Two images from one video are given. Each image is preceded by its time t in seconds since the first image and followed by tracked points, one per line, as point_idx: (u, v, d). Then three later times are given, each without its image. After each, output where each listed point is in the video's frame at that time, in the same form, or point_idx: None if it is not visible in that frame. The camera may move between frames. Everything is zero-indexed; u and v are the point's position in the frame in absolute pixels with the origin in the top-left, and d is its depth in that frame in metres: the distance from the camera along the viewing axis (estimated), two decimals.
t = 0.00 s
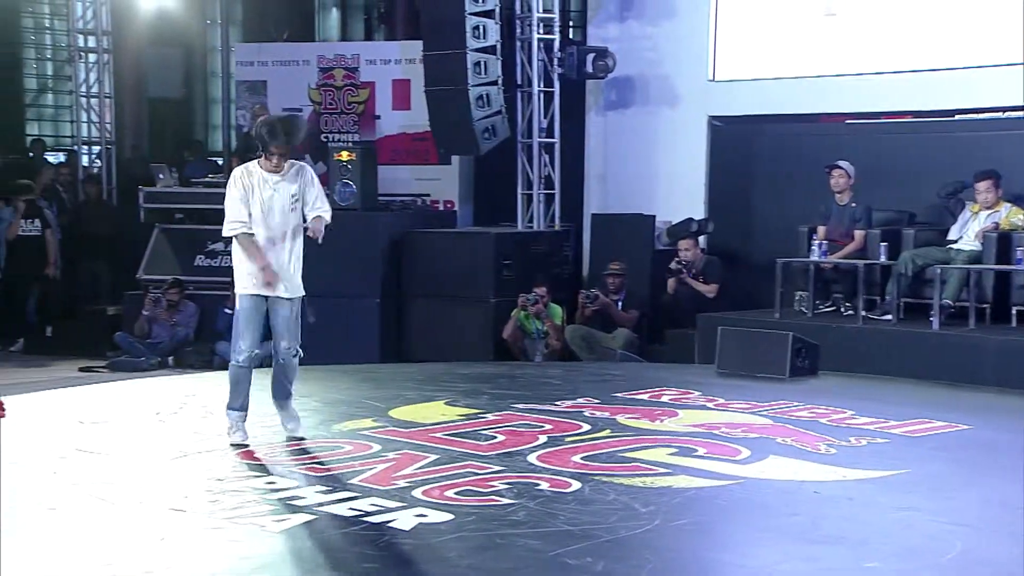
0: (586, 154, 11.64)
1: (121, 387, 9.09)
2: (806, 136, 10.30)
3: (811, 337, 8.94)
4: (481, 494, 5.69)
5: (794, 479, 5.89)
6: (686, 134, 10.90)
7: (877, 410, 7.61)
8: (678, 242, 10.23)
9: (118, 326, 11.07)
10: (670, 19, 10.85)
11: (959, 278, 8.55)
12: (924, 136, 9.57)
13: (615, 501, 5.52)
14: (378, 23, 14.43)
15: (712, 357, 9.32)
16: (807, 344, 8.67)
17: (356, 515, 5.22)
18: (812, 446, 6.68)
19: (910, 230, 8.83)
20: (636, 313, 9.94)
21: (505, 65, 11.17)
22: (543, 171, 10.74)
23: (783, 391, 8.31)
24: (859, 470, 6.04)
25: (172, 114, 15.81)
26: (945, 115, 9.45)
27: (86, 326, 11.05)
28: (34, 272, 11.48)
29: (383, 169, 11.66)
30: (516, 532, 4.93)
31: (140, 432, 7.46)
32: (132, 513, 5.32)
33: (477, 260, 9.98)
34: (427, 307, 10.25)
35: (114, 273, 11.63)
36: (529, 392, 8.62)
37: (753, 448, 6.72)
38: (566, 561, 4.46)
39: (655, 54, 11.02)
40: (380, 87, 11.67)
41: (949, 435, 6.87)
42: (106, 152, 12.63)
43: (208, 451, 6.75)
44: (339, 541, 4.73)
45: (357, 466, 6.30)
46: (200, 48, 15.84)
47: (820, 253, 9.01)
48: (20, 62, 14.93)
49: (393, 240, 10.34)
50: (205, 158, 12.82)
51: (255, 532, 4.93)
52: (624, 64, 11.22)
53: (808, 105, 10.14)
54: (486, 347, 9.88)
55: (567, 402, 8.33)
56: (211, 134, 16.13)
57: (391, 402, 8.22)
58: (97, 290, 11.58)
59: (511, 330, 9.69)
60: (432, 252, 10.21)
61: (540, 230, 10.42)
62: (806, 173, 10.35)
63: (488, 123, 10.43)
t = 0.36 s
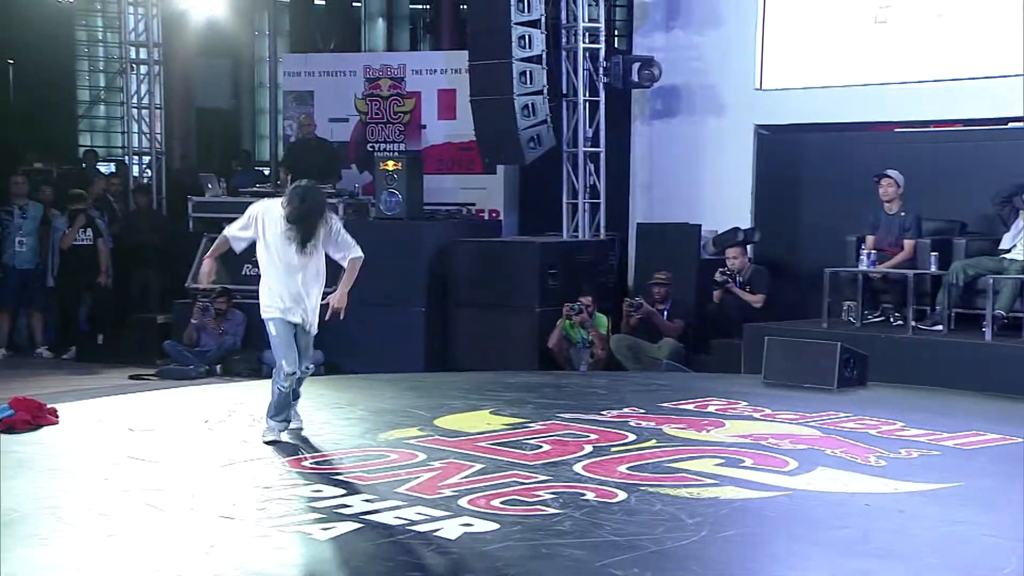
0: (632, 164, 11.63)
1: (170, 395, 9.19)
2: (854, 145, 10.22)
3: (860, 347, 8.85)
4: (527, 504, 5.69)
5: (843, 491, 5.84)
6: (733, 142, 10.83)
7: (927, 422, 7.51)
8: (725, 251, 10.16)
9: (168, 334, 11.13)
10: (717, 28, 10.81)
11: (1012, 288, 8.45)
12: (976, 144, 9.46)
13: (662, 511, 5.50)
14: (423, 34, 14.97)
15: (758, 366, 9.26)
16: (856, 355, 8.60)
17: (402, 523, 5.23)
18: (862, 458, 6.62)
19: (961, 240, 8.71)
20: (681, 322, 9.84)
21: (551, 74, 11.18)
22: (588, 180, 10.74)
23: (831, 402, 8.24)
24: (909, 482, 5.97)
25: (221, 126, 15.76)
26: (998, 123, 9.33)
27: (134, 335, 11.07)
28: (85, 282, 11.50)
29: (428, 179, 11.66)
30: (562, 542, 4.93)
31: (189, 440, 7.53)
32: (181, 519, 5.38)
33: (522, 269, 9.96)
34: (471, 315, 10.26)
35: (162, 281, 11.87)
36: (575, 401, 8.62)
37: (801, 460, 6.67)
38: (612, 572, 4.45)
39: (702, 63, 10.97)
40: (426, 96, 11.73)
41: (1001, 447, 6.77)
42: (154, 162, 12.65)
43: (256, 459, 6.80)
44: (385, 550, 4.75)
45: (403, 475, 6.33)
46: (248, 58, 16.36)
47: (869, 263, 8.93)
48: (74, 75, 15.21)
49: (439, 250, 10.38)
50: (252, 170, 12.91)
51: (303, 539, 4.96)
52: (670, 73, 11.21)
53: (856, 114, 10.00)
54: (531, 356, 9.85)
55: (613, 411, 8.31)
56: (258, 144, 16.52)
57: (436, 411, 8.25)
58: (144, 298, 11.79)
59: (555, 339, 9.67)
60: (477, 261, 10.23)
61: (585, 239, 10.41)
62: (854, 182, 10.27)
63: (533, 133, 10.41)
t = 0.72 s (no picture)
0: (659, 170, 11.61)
1: (197, 401, 9.24)
2: (881, 151, 10.17)
3: (888, 354, 8.79)
4: (553, 511, 5.68)
5: (872, 500, 5.79)
6: (759, 149, 10.76)
7: (956, 431, 7.45)
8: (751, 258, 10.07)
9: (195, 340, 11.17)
10: (742, 34, 10.78)
11: None
12: (1005, 150, 9.39)
13: (688, 519, 5.47)
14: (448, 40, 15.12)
15: (785, 373, 9.22)
16: (884, 362, 8.55)
17: (429, 530, 5.23)
18: (891, 466, 6.57)
19: (991, 247, 8.60)
20: (707, 329, 9.85)
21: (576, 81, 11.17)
22: (615, 187, 10.72)
23: (859, 410, 8.19)
24: (939, 491, 5.92)
25: (247, 132, 15.91)
26: None
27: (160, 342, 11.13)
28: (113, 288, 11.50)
29: (454, 186, 11.66)
30: (588, 549, 4.91)
31: (216, 446, 7.56)
32: (208, 525, 5.39)
33: (548, 276, 9.96)
34: (497, 322, 10.26)
35: (189, 285, 11.90)
36: (600, 408, 8.60)
37: (829, 468, 6.63)
38: None
39: (729, 70, 10.94)
40: (451, 103, 11.75)
41: None
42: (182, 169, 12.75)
43: (283, 465, 6.82)
44: (411, 556, 4.75)
45: (429, 482, 6.33)
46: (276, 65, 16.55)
47: (897, 270, 8.87)
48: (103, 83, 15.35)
49: (465, 256, 10.38)
50: (278, 176, 12.93)
51: (329, 545, 4.97)
52: (695, 80, 11.20)
53: (882, 121, 9.89)
54: (556, 363, 9.84)
55: (639, 418, 8.29)
56: (284, 150, 16.43)
57: (461, 418, 8.24)
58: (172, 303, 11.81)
59: (581, 346, 9.62)
60: (503, 268, 10.22)
61: (611, 246, 10.40)
62: (882, 188, 10.21)
63: (559, 139, 10.40)
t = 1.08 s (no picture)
0: (667, 172, 11.61)
1: (207, 402, 9.26)
2: (891, 153, 10.15)
3: (898, 356, 8.78)
4: (563, 513, 5.68)
5: (882, 502, 5.78)
6: (768, 150, 10.76)
7: (967, 433, 7.43)
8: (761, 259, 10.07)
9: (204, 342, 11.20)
10: (751, 36, 10.78)
11: None
12: (1016, 151, 9.36)
13: (698, 521, 5.47)
14: (458, 41, 15.08)
15: (795, 375, 9.21)
16: (894, 365, 8.53)
17: (438, 531, 5.24)
18: (900, 469, 6.56)
19: (1002, 248, 8.57)
20: (717, 332, 9.80)
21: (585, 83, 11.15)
22: (623, 189, 10.70)
23: (869, 412, 8.18)
24: (950, 494, 5.90)
25: (256, 134, 15.99)
26: None
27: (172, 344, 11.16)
28: (122, 290, 11.51)
29: (463, 187, 11.68)
30: (597, 551, 4.91)
31: (226, 447, 7.59)
32: (218, 525, 5.40)
33: (556, 277, 9.95)
34: (505, 323, 10.25)
35: (198, 287, 11.92)
36: (609, 410, 8.60)
37: (838, 470, 6.62)
38: None
39: (737, 71, 10.94)
40: (460, 105, 11.75)
41: None
42: (193, 170, 12.77)
43: (292, 467, 6.85)
44: (421, 558, 4.76)
45: (438, 483, 6.34)
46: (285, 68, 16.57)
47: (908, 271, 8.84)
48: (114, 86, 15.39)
49: (474, 258, 10.37)
50: (287, 178, 12.94)
51: (339, 547, 4.97)
52: (705, 81, 11.18)
53: (892, 122, 9.87)
54: (565, 365, 9.84)
55: (648, 420, 8.29)
56: (293, 152, 16.47)
57: (470, 419, 8.24)
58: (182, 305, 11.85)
59: (590, 347, 9.67)
60: (511, 269, 10.21)
61: (619, 248, 10.39)
62: (891, 190, 10.19)
63: (568, 141, 10.42)
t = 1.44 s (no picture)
0: (667, 172, 11.60)
1: (207, 402, 9.26)
2: (891, 152, 10.14)
3: (898, 356, 8.78)
4: (563, 513, 5.68)
5: (882, 502, 5.79)
6: (769, 150, 10.74)
7: (967, 433, 7.43)
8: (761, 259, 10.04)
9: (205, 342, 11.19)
10: (751, 36, 10.77)
11: None
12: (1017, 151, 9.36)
13: (698, 521, 5.46)
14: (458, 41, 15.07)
15: (795, 375, 9.21)
16: (894, 365, 8.54)
17: (438, 532, 5.24)
18: (900, 469, 6.56)
19: (1002, 248, 8.57)
20: (717, 333, 9.79)
21: (585, 83, 11.14)
22: (624, 189, 10.69)
23: (869, 413, 8.18)
24: (950, 494, 5.90)
25: (256, 133, 15.99)
26: None
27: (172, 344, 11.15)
28: (122, 291, 11.46)
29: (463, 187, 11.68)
30: (598, 551, 4.91)
31: (226, 447, 7.59)
32: (218, 525, 5.40)
33: (556, 277, 9.95)
34: (505, 323, 10.24)
35: (198, 287, 11.88)
36: (610, 410, 8.60)
37: (839, 470, 6.62)
38: None
39: (737, 71, 10.93)
40: (460, 105, 11.75)
41: None
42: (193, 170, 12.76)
43: (291, 467, 6.86)
44: (421, 558, 4.76)
45: (438, 483, 6.34)
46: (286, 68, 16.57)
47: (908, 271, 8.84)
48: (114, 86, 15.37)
49: (474, 257, 10.36)
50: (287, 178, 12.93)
51: (339, 547, 4.98)
52: (705, 81, 11.18)
53: (893, 122, 9.86)
54: (565, 365, 9.83)
55: (648, 420, 8.29)
56: (293, 152, 16.46)
57: (470, 420, 8.24)
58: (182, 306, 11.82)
59: (590, 347, 9.66)
60: (512, 270, 10.20)
61: (619, 248, 10.38)
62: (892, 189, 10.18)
63: (569, 141, 10.41)
